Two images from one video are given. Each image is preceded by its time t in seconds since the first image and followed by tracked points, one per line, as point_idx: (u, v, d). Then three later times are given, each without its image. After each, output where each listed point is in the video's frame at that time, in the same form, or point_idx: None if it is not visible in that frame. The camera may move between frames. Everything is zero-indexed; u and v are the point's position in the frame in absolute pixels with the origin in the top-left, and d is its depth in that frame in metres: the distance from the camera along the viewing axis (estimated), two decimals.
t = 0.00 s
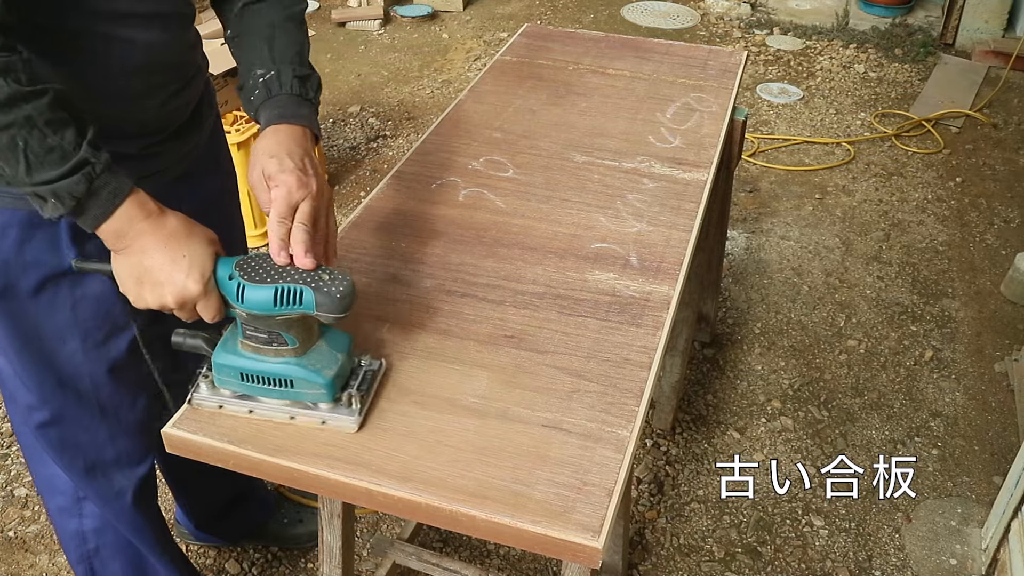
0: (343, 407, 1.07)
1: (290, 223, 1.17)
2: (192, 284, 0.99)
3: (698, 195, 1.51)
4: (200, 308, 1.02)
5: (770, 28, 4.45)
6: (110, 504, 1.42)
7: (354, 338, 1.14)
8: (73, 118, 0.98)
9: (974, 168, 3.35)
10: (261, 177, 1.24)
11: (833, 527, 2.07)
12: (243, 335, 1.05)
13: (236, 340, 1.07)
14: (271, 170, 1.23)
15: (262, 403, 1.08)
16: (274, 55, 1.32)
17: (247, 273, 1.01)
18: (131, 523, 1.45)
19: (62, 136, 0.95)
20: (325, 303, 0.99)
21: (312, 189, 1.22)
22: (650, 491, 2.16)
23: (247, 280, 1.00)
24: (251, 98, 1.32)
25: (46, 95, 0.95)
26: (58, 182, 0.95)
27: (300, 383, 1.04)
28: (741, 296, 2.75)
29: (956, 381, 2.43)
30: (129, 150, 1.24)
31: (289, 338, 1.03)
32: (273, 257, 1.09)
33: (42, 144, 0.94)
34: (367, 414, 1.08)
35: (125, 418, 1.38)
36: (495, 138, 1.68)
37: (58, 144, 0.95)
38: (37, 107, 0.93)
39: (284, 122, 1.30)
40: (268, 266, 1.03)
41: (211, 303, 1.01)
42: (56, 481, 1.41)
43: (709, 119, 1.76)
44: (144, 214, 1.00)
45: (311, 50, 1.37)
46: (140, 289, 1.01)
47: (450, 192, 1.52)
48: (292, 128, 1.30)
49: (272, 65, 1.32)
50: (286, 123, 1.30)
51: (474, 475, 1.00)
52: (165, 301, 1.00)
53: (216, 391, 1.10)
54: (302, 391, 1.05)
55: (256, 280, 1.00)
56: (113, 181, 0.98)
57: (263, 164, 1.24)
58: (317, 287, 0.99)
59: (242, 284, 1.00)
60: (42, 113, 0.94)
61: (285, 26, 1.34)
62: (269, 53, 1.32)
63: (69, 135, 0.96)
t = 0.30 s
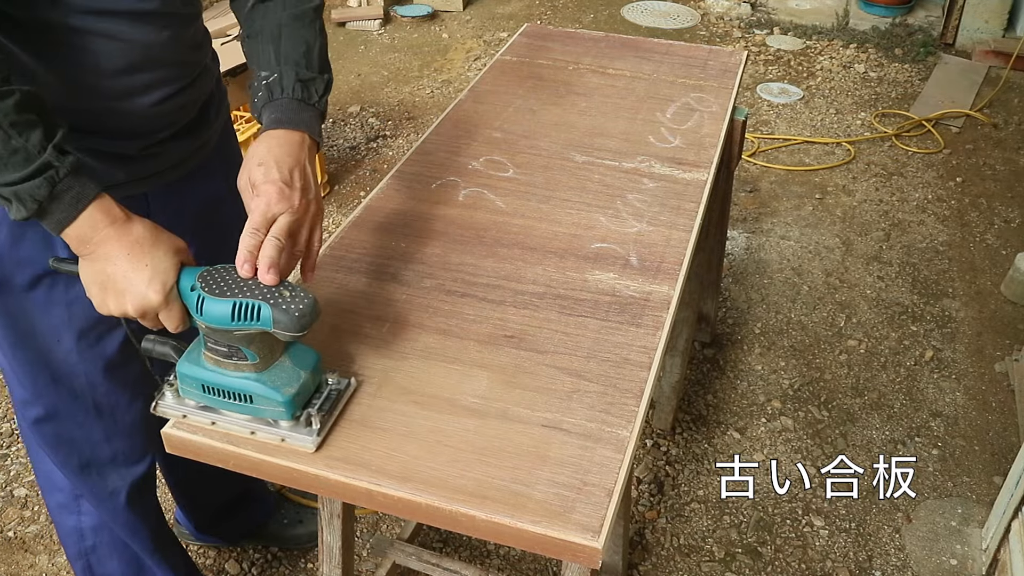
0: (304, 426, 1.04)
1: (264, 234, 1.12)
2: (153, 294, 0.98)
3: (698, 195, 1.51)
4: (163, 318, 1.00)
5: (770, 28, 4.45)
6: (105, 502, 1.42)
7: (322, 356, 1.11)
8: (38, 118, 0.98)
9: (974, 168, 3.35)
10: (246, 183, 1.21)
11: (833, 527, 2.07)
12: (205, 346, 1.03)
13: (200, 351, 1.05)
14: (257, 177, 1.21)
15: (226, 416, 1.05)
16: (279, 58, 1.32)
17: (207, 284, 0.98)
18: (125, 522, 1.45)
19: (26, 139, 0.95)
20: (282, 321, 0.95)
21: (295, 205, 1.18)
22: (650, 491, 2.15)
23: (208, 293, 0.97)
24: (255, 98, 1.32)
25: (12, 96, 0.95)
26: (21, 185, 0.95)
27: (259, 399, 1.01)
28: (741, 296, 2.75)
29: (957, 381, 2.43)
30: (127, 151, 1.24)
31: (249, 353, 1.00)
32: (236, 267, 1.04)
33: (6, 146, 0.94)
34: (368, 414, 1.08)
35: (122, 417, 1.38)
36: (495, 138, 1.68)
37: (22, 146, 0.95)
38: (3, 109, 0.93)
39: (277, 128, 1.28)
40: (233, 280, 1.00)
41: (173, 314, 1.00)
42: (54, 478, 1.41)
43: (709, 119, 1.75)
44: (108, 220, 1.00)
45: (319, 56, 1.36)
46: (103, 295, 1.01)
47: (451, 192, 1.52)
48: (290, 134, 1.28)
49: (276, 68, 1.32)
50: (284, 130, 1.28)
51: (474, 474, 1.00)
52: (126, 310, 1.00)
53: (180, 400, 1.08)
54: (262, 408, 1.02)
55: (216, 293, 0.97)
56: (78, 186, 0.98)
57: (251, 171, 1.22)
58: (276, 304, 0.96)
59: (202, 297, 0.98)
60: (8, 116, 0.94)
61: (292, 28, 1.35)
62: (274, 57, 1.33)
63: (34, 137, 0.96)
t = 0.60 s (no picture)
0: (281, 435, 1.03)
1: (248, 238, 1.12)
2: (131, 298, 0.99)
3: (698, 195, 1.50)
4: (141, 321, 1.02)
5: (770, 28, 4.44)
6: (102, 506, 1.41)
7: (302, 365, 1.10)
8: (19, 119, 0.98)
9: (975, 168, 3.34)
10: (237, 184, 1.21)
11: (834, 527, 2.07)
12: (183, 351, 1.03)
13: (178, 355, 1.05)
14: (246, 178, 1.20)
15: (202, 420, 1.05)
16: (278, 55, 1.31)
17: (185, 289, 0.98)
18: (123, 525, 1.44)
19: (7, 140, 0.95)
20: (257, 328, 0.95)
21: (282, 208, 1.18)
22: (650, 492, 2.15)
23: (186, 297, 0.97)
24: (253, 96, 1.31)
25: None
26: None
27: (235, 405, 1.00)
28: (741, 296, 2.75)
29: (957, 381, 2.43)
30: (132, 151, 1.25)
31: (225, 358, 0.99)
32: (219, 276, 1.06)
33: None
34: (367, 414, 1.08)
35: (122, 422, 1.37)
36: (494, 138, 1.68)
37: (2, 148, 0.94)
38: None
39: (274, 129, 1.27)
40: (212, 285, 1.00)
41: (151, 317, 1.01)
42: (52, 481, 1.40)
43: (709, 119, 1.75)
44: (88, 224, 0.99)
45: (319, 54, 1.34)
46: (81, 297, 1.01)
47: (450, 192, 1.51)
48: (287, 134, 1.28)
49: (275, 65, 1.31)
50: (281, 129, 1.28)
51: (473, 475, 1.00)
52: (105, 313, 1.00)
53: (160, 403, 1.07)
54: (237, 414, 1.01)
55: (193, 298, 0.97)
56: (58, 189, 0.98)
57: (241, 171, 1.22)
58: (251, 311, 0.95)
59: (180, 301, 0.98)
60: None
61: (295, 24, 1.33)
62: (273, 53, 1.32)
63: (14, 138, 0.95)
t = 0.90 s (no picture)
0: (362, 347, 1.16)
1: (317, 171, 1.25)
2: (225, 234, 1.07)
3: (698, 195, 1.51)
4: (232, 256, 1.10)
5: (770, 28, 4.45)
6: (108, 503, 1.42)
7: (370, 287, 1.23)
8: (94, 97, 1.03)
9: (974, 168, 3.35)
10: (292, 131, 1.33)
11: (833, 527, 2.07)
12: (270, 279, 1.14)
13: (264, 285, 1.16)
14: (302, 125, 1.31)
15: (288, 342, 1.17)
16: (296, 15, 1.39)
17: (273, 221, 1.08)
18: (128, 523, 1.45)
19: (88, 118, 1.01)
20: (346, 249, 1.07)
21: (340, 141, 1.31)
22: (650, 491, 2.15)
23: (274, 228, 1.07)
24: (278, 56, 1.40)
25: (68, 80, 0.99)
26: (94, 161, 1.01)
27: (322, 323, 1.14)
28: (741, 296, 2.75)
29: (957, 381, 2.43)
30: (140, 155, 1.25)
31: (312, 282, 1.12)
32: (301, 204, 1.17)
33: (73, 129, 0.99)
34: (368, 414, 1.08)
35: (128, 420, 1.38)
36: (495, 138, 1.68)
37: (87, 126, 1.00)
38: (62, 95, 0.98)
39: (309, 78, 1.37)
40: (294, 216, 1.10)
41: (242, 250, 1.09)
42: (54, 479, 1.41)
43: (709, 119, 1.75)
44: (174, 174, 1.07)
45: (332, 9, 1.43)
46: (177, 240, 1.09)
47: (451, 192, 1.52)
48: (321, 86, 1.37)
49: (295, 26, 1.39)
50: (312, 82, 1.37)
51: (474, 474, 1.00)
52: (202, 250, 1.09)
53: (244, 331, 1.19)
54: (324, 332, 1.14)
55: (282, 228, 1.07)
56: (143, 150, 1.04)
57: (294, 119, 1.32)
58: (339, 236, 1.07)
59: (269, 232, 1.07)
60: (69, 101, 0.99)
61: None
62: (290, 14, 1.40)
63: (94, 116, 1.01)
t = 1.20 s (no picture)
0: (379, 331, 1.19)
1: (325, 161, 1.27)
2: (240, 226, 1.08)
3: (698, 195, 1.51)
4: (246, 249, 1.11)
5: (770, 28, 4.45)
6: (116, 502, 1.42)
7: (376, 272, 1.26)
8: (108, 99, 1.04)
9: (974, 168, 3.35)
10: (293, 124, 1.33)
11: (833, 527, 2.07)
12: (284, 271, 1.16)
13: (276, 278, 1.18)
14: (305, 117, 1.32)
15: (302, 333, 1.19)
16: (291, 10, 1.41)
17: (288, 212, 1.10)
18: (134, 522, 1.45)
19: (101, 120, 1.01)
20: (364, 235, 1.10)
21: (345, 129, 1.32)
22: (650, 491, 2.15)
23: (290, 218, 1.09)
24: (271, 51, 1.41)
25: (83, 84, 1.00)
26: (109, 161, 1.02)
27: (339, 310, 1.16)
28: (741, 296, 2.75)
29: (957, 381, 2.43)
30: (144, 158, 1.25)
31: (329, 270, 1.15)
32: (317, 195, 1.20)
33: (87, 131, 1.00)
34: (367, 413, 1.09)
35: (135, 420, 1.38)
36: (494, 138, 1.68)
37: (100, 128, 1.01)
38: (77, 98, 0.99)
39: (306, 75, 1.38)
40: (308, 206, 1.13)
41: (256, 243, 1.10)
42: (58, 480, 1.40)
43: (709, 119, 1.75)
44: (188, 168, 1.07)
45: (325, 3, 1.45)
46: (191, 237, 1.09)
47: (451, 192, 1.51)
48: (317, 79, 1.39)
49: (290, 20, 1.40)
50: (308, 75, 1.38)
51: (473, 474, 1.00)
52: (216, 245, 1.09)
53: (256, 327, 1.20)
54: (341, 318, 1.17)
55: (298, 218, 1.10)
56: (156, 148, 1.04)
57: (295, 112, 1.33)
58: (356, 222, 1.10)
59: (285, 223, 1.09)
60: (82, 103, 0.99)
61: None
62: (285, 8, 1.41)
63: (107, 117, 1.02)
